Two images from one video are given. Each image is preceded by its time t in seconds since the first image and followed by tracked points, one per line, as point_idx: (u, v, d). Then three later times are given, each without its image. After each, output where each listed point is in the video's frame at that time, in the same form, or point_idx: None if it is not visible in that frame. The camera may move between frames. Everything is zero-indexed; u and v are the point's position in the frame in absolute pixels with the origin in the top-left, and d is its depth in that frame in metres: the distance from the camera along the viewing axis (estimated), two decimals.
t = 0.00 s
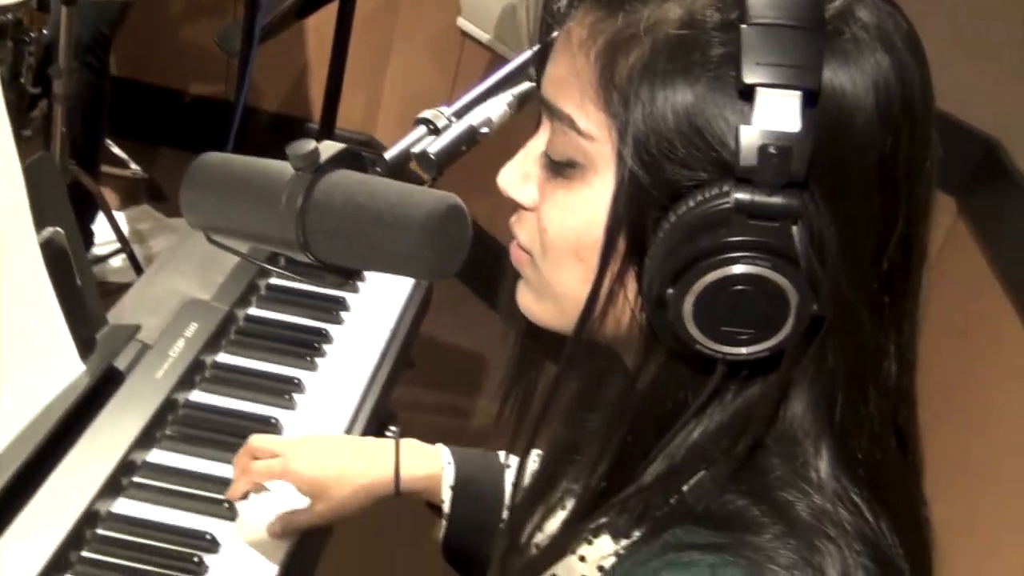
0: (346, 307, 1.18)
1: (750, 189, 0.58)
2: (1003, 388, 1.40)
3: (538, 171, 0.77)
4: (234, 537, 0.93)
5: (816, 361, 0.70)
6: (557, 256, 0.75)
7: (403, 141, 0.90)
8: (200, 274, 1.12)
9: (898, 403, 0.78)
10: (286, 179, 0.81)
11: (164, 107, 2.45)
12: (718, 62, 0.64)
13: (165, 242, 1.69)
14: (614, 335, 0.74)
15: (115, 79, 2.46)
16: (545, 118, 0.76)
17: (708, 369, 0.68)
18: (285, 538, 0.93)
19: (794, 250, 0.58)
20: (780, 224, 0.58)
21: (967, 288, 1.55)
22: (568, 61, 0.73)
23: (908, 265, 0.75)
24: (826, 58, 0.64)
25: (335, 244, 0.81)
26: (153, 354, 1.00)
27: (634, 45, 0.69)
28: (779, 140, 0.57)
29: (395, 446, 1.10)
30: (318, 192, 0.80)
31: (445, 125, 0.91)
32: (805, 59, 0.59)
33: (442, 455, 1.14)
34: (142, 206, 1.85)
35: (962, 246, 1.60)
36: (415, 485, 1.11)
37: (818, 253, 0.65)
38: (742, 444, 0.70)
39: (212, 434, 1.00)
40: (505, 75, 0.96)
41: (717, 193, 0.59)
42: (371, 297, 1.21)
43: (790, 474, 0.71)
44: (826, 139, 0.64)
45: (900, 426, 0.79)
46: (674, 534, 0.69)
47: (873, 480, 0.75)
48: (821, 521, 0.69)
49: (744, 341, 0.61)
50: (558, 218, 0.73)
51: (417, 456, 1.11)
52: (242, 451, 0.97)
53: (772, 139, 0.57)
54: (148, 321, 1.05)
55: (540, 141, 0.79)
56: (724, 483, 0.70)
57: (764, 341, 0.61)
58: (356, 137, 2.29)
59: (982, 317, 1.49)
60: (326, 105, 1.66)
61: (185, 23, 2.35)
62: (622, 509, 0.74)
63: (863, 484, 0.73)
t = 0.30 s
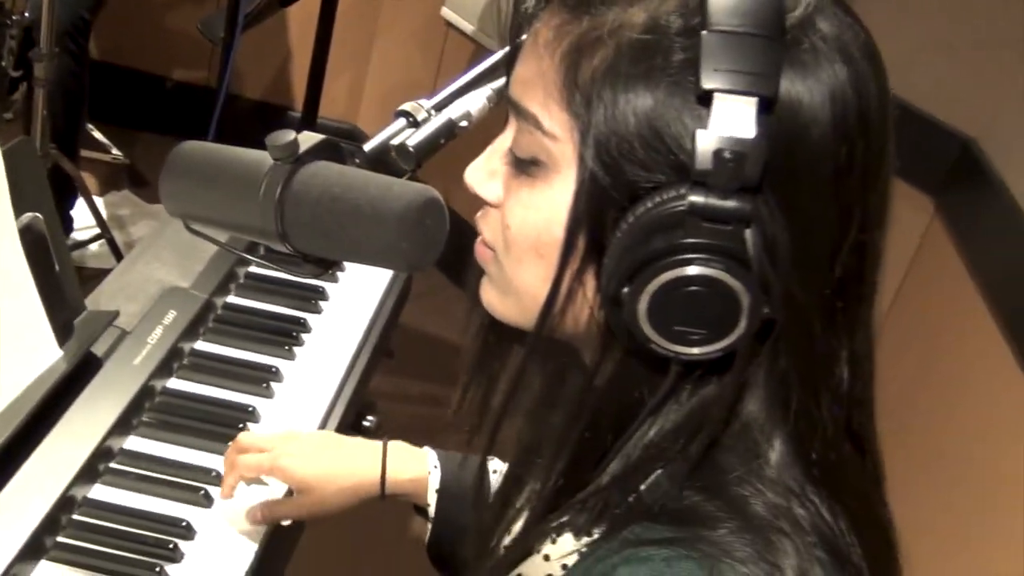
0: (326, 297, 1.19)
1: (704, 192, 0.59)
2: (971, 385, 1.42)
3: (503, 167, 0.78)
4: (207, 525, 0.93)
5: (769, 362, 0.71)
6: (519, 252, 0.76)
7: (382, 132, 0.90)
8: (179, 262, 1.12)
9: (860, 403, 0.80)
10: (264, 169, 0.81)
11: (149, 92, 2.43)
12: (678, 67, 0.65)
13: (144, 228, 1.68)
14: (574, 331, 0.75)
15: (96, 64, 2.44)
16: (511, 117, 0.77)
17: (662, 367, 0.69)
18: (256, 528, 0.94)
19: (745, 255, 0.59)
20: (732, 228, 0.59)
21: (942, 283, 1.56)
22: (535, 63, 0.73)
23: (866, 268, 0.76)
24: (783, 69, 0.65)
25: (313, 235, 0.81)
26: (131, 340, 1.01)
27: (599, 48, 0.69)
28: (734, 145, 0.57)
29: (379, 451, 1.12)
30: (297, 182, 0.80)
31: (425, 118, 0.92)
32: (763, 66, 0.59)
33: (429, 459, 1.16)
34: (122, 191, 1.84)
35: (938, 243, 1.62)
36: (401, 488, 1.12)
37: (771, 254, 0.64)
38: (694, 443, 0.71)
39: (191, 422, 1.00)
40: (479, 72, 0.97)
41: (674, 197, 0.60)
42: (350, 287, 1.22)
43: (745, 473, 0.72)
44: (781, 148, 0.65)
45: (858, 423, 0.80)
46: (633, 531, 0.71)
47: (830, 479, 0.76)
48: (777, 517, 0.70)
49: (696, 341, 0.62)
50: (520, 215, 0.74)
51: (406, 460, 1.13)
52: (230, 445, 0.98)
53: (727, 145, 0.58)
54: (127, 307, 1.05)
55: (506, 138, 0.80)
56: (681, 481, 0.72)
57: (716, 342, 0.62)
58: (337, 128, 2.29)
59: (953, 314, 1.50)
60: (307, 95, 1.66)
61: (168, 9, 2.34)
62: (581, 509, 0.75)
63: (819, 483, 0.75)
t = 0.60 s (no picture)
0: (305, 299, 1.20)
1: (690, 193, 0.60)
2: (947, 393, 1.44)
3: (488, 165, 0.78)
4: (186, 524, 0.94)
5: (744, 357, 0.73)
6: (500, 249, 0.76)
7: (364, 137, 0.91)
8: (159, 263, 1.13)
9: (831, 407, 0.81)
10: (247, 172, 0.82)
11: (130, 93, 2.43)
12: (668, 72, 0.66)
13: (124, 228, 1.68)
14: (550, 332, 0.76)
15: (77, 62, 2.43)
16: (500, 114, 0.77)
17: (637, 363, 0.71)
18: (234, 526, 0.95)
19: (725, 254, 0.61)
20: (717, 228, 0.61)
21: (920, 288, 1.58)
22: (528, 61, 0.74)
23: (836, 275, 0.77)
24: (771, 85, 0.66)
25: (294, 237, 0.82)
26: (111, 339, 1.01)
27: (591, 49, 0.70)
28: (722, 148, 0.59)
29: (356, 439, 1.11)
30: (278, 185, 0.81)
31: (406, 123, 0.92)
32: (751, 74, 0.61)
33: (405, 450, 1.15)
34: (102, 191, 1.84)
35: (913, 251, 1.64)
36: (375, 477, 1.12)
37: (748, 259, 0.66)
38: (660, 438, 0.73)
39: (170, 422, 1.01)
40: (467, 74, 0.97)
41: (659, 197, 0.62)
42: (330, 290, 1.23)
43: (705, 470, 0.73)
44: (764, 156, 0.66)
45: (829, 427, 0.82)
46: (594, 528, 0.71)
47: (797, 482, 0.77)
48: (734, 517, 0.71)
49: (675, 339, 0.64)
50: (504, 212, 0.75)
51: (381, 449, 1.13)
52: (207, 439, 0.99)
53: (713, 147, 0.59)
54: (108, 307, 1.06)
55: (491, 137, 0.80)
56: (639, 476, 0.74)
57: (693, 341, 0.64)
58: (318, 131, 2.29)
59: (927, 321, 1.53)
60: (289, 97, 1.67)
61: (151, 8, 2.34)
62: (545, 502, 0.76)
63: (782, 486, 0.75)
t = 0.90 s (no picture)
0: (284, 296, 1.20)
1: (675, 177, 0.59)
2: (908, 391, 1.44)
3: (475, 168, 0.77)
4: (162, 519, 0.94)
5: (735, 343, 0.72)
6: (489, 251, 0.75)
7: (345, 136, 0.91)
8: (138, 259, 1.11)
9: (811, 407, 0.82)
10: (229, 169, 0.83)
11: (110, 85, 2.43)
12: (647, 61, 0.66)
13: (103, 223, 1.68)
14: (543, 334, 0.75)
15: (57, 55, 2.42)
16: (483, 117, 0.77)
17: (632, 355, 0.70)
18: (210, 523, 0.95)
19: (714, 239, 0.60)
20: (702, 213, 0.59)
21: (890, 286, 1.59)
22: (509, 61, 0.73)
23: (821, 269, 0.78)
24: (750, 72, 0.67)
25: (274, 236, 0.83)
26: (90, 334, 1.01)
27: (570, 45, 0.70)
28: (704, 132, 0.58)
29: (331, 429, 1.10)
30: (258, 182, 0.81)
31: (387, 122, 0.92)
32: (728, 59, 0.60)
33: (380, 439, 1.13)
34: (81, 185, 1.83)
35: (888, 259, 1.63)
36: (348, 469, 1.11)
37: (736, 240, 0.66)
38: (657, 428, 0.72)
39: (149, 417, 1.01)
40: (450, 74, 0.98)
41: (644, 185, 0.60)
42: (308, 287, 1.23)
43: (701, 462, 0.74)
44: (746, 144, 0.66)
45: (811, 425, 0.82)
46: (592, 521, 0.73)
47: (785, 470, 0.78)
48: (731, 512, 0.71)
49: (667, 328, 0.62)
50: (491, 213, 0.74)
51: (352, 439, 1.11)
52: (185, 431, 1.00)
53: (697, 131, 0.58)
54: (86, 302, 1.04)
55: (478, 139, 0.79)
56: (638, 468, 0.74)
57: (684, 330, 0.62)
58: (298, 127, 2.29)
59: (891, 317, 1.54)
60: (271, 93, 1.66)
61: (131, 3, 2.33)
62: (537, 490, 0.77)
63: (768, 473, 0.77)
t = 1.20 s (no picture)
0: (277, 284, 1.20)
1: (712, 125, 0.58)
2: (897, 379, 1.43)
3: (482, 158, 0.73)
4: (154, 507, 0.94)
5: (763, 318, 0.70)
6: (503, 239, 0.71)
7: (340, 124, 0.92)
8: (130, 245, 1.11)
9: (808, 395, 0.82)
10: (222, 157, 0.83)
11: (104, 71, 2.42)
12: (655, 24, 0.65)
13: (95, 209, 1.67)
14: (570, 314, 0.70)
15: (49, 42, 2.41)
16: (483, 104, 0.73)
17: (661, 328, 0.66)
18: (201, 509, 0.95)
19: (757, 184, 0.59)
20: (745, 157, 0.58)
21: (882, 275, 1.59)
22: (517, 40, 0.71)
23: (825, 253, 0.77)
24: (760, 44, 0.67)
25: (268, 225, 0.83)
26: (82, 320, 1.01)
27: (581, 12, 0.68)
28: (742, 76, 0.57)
29: (325, 417, 1.09)
30: (253, 170, 0.82)
31: (382, 111, 0.92)
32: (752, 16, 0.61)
33: (372, 429, 1.12)
34: (73, 171, 1.82)
35: (882, 249, 1.64)
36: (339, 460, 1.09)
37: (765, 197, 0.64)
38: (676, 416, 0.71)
39: (142, 404, 1.01)
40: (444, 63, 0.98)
41: (676, 142, 0.58)
42: (302, 275, 1.23)
43: (712, 449, 0.72)
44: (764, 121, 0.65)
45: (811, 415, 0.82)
46: (603, 526, 0.71)
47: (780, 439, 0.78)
48: (740, 504, 0.71)
49: (718, 283, 0.60)
50: (507, 197, 0.70)
51: (348, 430, 1.09)
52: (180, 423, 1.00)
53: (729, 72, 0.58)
54: (79, 288, 1.04)
55: (479, 129, 0.75)
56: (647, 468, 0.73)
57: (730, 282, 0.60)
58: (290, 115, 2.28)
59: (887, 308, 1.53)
60: (265, 80, 1.66)
61: None
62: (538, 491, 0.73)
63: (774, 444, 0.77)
